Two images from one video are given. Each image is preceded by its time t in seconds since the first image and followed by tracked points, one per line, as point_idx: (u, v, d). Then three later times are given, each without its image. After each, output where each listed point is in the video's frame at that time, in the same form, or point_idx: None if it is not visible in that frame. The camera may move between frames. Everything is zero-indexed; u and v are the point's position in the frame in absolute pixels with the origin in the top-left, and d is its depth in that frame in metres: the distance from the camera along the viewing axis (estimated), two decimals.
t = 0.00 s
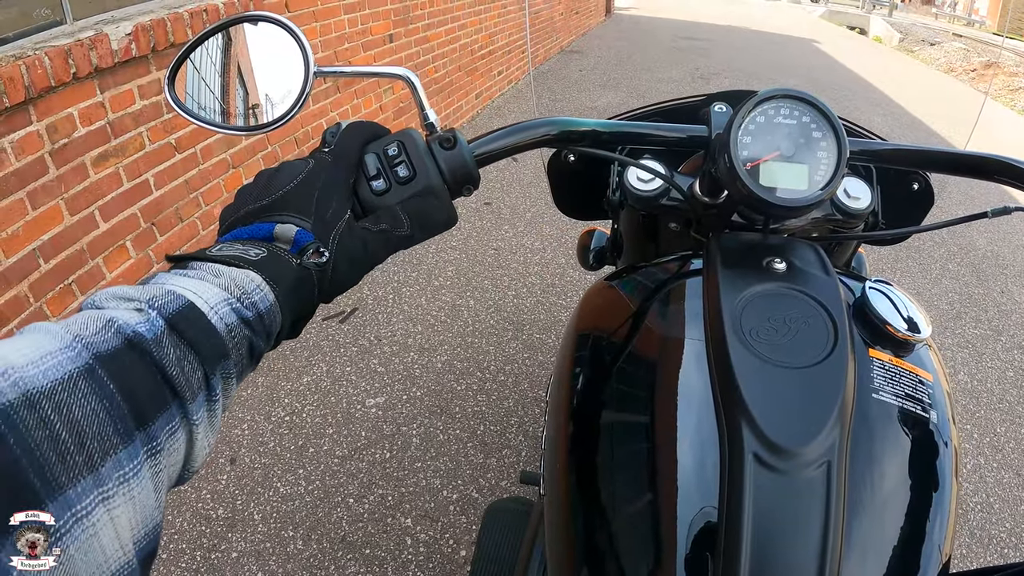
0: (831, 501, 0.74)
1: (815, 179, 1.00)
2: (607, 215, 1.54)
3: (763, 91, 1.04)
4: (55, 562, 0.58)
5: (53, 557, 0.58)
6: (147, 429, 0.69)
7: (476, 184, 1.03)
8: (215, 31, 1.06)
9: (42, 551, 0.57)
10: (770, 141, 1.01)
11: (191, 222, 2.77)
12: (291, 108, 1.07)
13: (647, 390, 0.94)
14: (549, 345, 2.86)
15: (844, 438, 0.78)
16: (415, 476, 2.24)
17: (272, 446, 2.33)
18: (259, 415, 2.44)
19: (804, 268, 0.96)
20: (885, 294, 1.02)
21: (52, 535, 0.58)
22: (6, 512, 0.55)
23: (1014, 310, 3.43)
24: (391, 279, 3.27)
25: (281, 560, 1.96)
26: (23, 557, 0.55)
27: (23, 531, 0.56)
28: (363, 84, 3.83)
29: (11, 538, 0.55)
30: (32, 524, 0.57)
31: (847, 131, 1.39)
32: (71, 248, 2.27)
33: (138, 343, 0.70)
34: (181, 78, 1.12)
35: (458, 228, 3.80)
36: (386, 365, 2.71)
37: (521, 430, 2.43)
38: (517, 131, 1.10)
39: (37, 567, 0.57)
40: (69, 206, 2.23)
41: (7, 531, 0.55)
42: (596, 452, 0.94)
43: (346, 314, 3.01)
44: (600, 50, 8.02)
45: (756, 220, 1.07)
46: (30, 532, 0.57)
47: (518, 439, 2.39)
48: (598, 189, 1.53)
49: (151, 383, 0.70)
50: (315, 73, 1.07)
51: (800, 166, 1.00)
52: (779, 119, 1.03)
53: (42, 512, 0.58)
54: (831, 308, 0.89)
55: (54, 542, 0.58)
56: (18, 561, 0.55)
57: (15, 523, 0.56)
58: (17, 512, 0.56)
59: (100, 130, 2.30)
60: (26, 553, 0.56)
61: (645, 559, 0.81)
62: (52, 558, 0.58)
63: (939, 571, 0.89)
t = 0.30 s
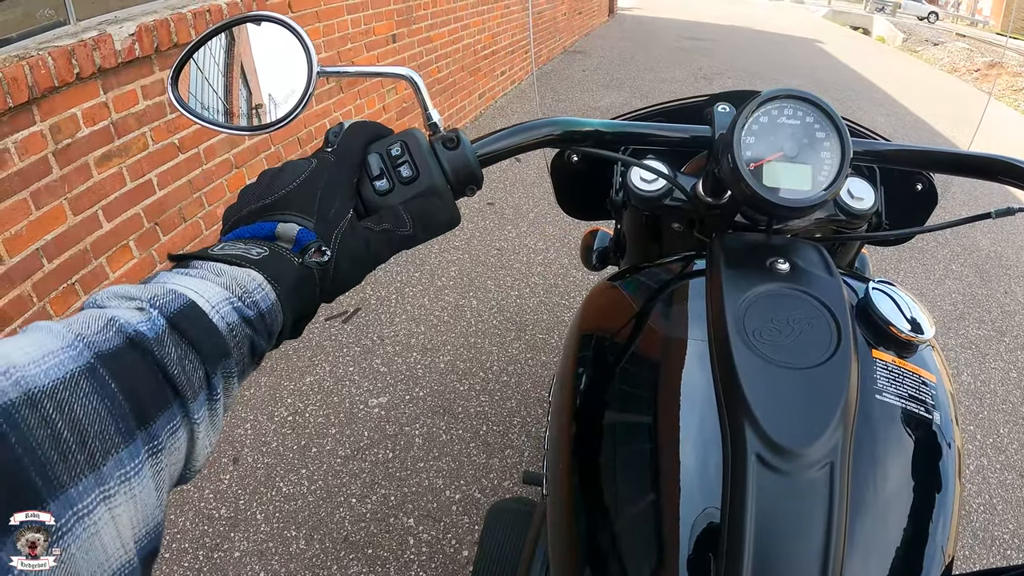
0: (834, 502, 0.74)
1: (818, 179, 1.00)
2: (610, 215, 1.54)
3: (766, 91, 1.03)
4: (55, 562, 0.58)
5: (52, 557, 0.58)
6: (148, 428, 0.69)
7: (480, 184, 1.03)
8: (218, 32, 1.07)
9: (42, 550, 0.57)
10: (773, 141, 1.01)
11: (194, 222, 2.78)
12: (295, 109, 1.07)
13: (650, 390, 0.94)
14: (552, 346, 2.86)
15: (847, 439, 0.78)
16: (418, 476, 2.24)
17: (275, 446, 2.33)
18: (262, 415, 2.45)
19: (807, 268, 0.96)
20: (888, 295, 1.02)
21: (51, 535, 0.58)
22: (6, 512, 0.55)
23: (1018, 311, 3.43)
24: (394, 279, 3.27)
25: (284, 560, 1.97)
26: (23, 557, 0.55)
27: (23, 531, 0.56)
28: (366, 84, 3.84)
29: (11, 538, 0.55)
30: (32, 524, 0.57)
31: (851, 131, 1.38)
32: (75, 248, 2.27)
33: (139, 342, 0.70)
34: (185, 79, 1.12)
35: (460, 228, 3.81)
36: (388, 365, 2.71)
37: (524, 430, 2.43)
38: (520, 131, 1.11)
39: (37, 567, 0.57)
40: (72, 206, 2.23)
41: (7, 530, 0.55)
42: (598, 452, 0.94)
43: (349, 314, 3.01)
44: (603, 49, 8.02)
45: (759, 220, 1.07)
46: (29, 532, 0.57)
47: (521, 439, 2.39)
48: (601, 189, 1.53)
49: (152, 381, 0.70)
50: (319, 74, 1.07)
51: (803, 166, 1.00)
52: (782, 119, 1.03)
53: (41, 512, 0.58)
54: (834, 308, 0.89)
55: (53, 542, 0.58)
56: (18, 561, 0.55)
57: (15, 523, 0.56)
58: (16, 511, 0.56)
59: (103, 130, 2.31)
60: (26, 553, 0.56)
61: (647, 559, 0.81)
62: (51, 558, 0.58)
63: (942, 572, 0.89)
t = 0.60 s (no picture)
0: (841, 506, 0.73)
1: (826, 180, 0.99)
2: (615, 216, 1.53)
3: (773, 91, 1.02)
4: (55, 562, 0.60)
5: (53, 556, 0.60)
6: (122, 388, 0.69)
7: (483, 184, 1.02)
8: (218, 29, 1.05)
9: (42, 550, 0.59)
10: (781, 142, 1.00)
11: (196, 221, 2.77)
12: (296, 107, 1.06)
13: (655, 392, 0.94)
14: (555, 346, 2.85)
15: (855, 443, 0.77)
16: (420, 477, 2.23)
17: (277, 446, 2.32)
18: (264, 415, 2.44)
19: (814, 270, 0.95)
20: (896, 297, 1.01)
21: (50, 535, 0.60)
22: (5, 511, 0.57)
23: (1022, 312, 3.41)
24: (396, 280, 3.26)
25: (285, 561, 1.96)
26: (23, 557, 0.58)
27: (23, 530, 0.59)
28: (369, 84, 3.83)
29: (12, 538, 0.57)
30: (31, 524, 0.59)
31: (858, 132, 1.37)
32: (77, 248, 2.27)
33: (113, 303, 0.71)
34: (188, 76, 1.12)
35: (463, 229, 3.80)
36: (391, 365, 2.70)
37: (526, 431, 2.42)
38: (525, 130, 1.10)
39: (36, 566, 0.59)
40: (74, 206, 2.23)
41: (7, 530, 0.57)
42: (604, 454, 0.93)
43: (352, 314, 3.00)
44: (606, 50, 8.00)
45: (766, 221, 1.06)
46: (29, 532, 0.59)
47: (523, 440, 2.39)
48: (606, 189, 1.52)
49: (126, 341, 0.70)
50: (320, 71, 1.05)
51: (811, 167, 1.00)
52: (790, 119, 1.02)
53: (41, 512, 0.60)
54: (842, 311, 0.88)
55: (53, 541, 0.61)
56: (18, 561, 0.57)
57: (15, 522, 0.58)
58: (16, 512, 0.58)
59: (106, 131, 2.30)
60: (26, 552, 0.58)
61: (652, 563, 0.80)
62: (52, 558, 0.60)
63: None
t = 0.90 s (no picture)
0: (846, 508, 0.72)
1: (831, 178, 0.98)
2: (618, 215, 1.53)
3: (778, 88, 1.02)
4: (55, 562, 0.61)
5: (52, 557, 0.61)
6: (130, 411, 0.70)
7: (485, 181, 1.01)
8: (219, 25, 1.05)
9: (42, 550, 0.60)
10: (785, 140, 0.99)
11: (198, 221, 2.77)
12: (297, 104, 1.05)
13: (658, 391, 0.93)
14: (557, 347, 2.84)
15: (861, 444, 0.76)
16: (421, 478, 2.22)
17: (278, 446, 2.32)
18: (265, 415, 2.43)
19: (819, 269, 0.94)
20: (902, 297, 1.00)
21: (50, 535, 0.61)
22: (6, 512, 0.58)
23: None
24: (398, 280, 3.25)
25: (286, 561, 1.95)
26: (22, 557, 0.58)
27: (23, 531, 0.59)
28: (371, 83, 3.82)
29: (10, 538, 0.58)
30: (32, 524, 0.60)
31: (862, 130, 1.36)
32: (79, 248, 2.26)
33: (122, 326, 0.72)
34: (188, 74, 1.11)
35: (465, 229, 3.79)
36: (392, 365, 2.69)
37: (528, 431, 2.41)
38: (527, 128, 1.09)
39: (37, 566, 0.59)
40: (76, 206, 2.23)
41: (7, 531, 0.58)
42: (606, 455, 0.92)
43: (353, 314, 2.99)
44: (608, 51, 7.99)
45: (769, 219, 1.05)
46: (30, 532, 0.59)
47: (525, 440, 2.38)
48: (608, 188, 1.51)
49: (135, 364, 0.71)
50: (321, 67, 1.04)
51: (815, 165, 0.98)
52: (795, 117, 1.01)
53: (42, 513, 0.61)
54: (848, 311, 0.87)
55: (52, 541, 0.61)
56: (18, 561, 0.58)
57: (15, 523, 0.59)
58: (16, 511, 0.59)
59: (107, 130, 2.30)
60: (26, 553, 0.59)
61: (654, 565, 0.79)
62: (51, 558, 0.60)
63: None
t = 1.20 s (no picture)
0: (845, 504, 0.73)
1: (830, 177, 0.99)
2: (619, 215, 1.53)
3: (777, 88, 1.02)
4: (55, 562, 0.63)
5: (53, 556, 0.62)
6: (92, 341, 0.69)
7: (488, 181, 1.02)
8: (224, 27, 1.06)
9: (42, 550, 0.62)
10: (784, 140, 1.00)
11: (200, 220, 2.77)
12: (302, 104, 1.06)
13: (659, 388, 0.94)
14: (559, 346, 2.85)
15: (860, 441, 0.77)
16: (424, 477, 2.23)
17: (281, 445, 2.33)
18: (268, 414, 2.45)
19: (819, 268, 0.95)
20: (900, 295, 1.01)
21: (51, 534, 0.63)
22: (6, 512, 0.59)
23: None
24: (401, 280, 3.27)
25: (289, 559, 1.96)
26: (23, 557, 0.60)
27: (24, 531, 0.60)
28: (374, 84, 3.84)
29: (12, 538, 0.59)
30: (32, 524, 0.61)
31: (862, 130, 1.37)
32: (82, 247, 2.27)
33: (85, 256, 0.71)
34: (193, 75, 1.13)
35: (467, 229, 3.80)
36: (395, 365, 2.70)
37: (531, 431, 2.42)
38: (529, 128, 1.10)
39: (36, 566, 0.61)
40: (80, 205, 2.24)
41: (6, 532, 0.59)
42: (609, 452, 0.93)
43: (356, 313, 3.01)
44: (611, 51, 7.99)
45: (770, 219, 1.06)
46: (29, 532, 0.61)
47: (527, 440, 2.39)
48: (610, 189, 1.52)
49: (96, 293, 0.70)
50: (326, 68, 1.06)
51: (815, 165, 0.99)
52: (794, 117, 1.02)
53: (41, 513, 0.62)
54: (847, 309, 0.88)
55: (53, 541, 0.63)
56: (18, 561, 0.60)
57: (15, 522, 0.59)
58: (16, 512, 0.60)
59: (110, 130, 2.31)
60: (26, 553, 0.61)
61: (656, 561, 0.80)
62: (51, 558, 0.62)
63: None
